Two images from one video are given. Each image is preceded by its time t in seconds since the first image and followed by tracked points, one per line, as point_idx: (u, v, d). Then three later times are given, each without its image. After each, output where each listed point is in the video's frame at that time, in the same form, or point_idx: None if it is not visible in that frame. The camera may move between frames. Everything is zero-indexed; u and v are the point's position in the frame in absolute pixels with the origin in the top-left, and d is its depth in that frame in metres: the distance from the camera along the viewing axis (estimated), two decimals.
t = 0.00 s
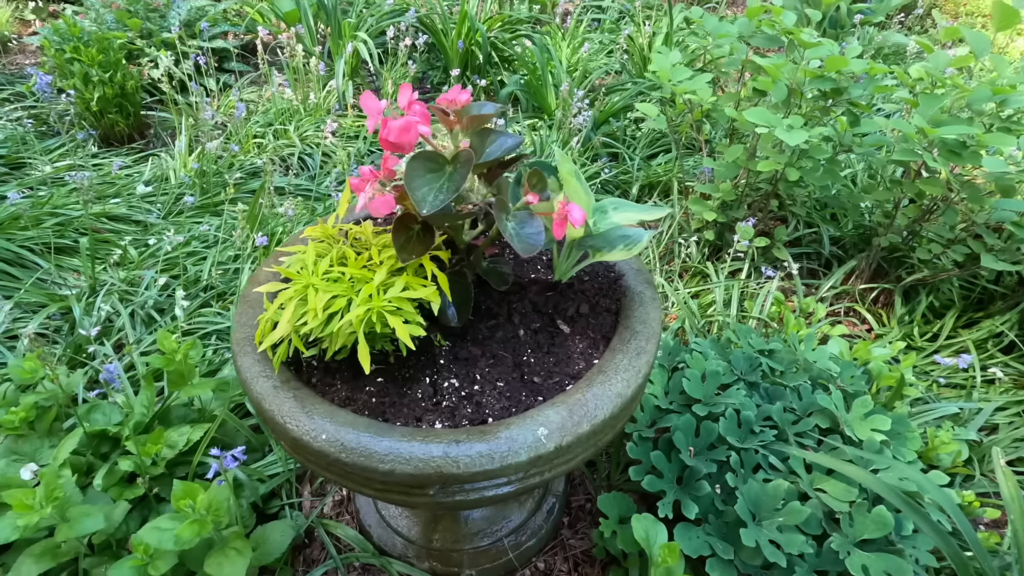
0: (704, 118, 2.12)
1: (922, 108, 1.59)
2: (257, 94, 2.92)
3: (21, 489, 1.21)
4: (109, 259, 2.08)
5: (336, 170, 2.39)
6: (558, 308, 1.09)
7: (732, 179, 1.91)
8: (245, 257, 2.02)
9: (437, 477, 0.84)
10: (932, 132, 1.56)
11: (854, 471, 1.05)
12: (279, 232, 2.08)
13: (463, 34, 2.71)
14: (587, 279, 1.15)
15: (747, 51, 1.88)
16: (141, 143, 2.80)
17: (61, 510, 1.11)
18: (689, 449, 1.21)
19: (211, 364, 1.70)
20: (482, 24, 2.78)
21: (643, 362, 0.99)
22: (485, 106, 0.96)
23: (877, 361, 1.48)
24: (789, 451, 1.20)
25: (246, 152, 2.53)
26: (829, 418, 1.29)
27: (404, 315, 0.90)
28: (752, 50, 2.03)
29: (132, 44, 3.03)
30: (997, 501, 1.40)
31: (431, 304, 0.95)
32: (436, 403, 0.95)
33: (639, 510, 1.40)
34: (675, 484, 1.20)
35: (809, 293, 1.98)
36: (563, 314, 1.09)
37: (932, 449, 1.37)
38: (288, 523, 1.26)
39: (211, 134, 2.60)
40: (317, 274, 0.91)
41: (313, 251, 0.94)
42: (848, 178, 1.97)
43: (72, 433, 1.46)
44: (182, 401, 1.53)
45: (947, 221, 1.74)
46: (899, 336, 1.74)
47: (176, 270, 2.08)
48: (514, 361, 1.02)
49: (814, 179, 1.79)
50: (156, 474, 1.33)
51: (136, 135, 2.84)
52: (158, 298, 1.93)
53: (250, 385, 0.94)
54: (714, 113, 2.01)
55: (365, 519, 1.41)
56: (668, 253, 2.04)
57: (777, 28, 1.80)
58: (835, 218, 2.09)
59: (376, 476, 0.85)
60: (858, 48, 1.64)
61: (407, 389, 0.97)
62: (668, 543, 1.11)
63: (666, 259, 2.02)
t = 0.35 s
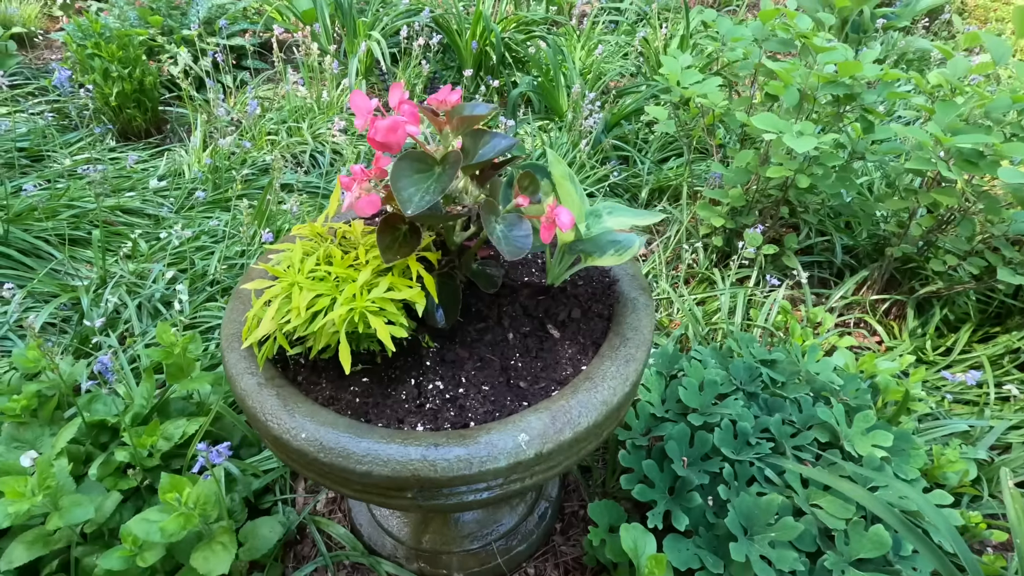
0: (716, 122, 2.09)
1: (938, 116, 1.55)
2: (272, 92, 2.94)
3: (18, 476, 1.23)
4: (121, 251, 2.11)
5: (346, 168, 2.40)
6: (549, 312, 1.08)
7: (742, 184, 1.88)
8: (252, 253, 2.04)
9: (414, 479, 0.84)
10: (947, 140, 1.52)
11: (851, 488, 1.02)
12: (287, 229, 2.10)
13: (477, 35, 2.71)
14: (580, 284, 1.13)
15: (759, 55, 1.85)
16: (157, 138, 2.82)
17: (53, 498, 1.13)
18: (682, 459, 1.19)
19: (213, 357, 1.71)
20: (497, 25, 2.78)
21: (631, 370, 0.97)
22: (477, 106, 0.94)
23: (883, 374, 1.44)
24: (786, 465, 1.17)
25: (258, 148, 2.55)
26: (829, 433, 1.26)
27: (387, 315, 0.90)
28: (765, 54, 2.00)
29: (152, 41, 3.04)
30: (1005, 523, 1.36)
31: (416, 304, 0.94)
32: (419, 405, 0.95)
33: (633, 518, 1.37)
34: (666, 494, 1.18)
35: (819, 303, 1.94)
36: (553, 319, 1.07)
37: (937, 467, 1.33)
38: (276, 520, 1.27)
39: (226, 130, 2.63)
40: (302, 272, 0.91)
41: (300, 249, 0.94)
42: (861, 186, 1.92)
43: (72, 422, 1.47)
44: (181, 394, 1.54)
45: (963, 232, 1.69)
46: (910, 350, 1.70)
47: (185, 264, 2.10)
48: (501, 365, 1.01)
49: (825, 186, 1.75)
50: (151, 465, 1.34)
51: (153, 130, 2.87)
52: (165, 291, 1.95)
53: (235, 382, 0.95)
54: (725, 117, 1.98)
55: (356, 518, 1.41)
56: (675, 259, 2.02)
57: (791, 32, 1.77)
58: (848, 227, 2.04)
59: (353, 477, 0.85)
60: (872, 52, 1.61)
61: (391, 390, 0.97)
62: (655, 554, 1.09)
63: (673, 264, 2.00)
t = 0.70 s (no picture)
0: (723, 126, 2.07)
1: (946, 122, 1.52)
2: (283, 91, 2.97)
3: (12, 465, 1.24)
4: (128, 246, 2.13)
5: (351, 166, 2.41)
6: (536, 315, 1.07)
7: (746, 189, 1.86)
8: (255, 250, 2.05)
9: (389, 480, 0.83)
10: (955, 147, 1.48)
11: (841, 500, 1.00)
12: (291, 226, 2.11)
13: (486, 36, 2.71)
14: (570, 286, 1.12)
15: (766, 59, 1.83)
16: (168, 135, 2.84)
17: (43, 488, 1.14)
18: (671, 466, 1.17)
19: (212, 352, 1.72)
20: (506, 26, 2.78)
21: (615, 375, 0.95)
22: (464, 107, 0.94)
23: (884, 385, 1.41)
24: (777, 475, 1.15)
25: (267, 146, 2.57)
26: (823, 444, 1.23)
27: (367, 314, 0.89)
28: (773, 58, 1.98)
29: (166, 39, 3.06)
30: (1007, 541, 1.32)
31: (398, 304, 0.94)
32: (400, 406, 0.94)
33: (623, 525, 1.36)
34: (654, 501, 1.16)
35: (823, 310, 1.90)
36: (540, 321, 1.06)
37: (937, 482, 1.29)
38: (263, 516, 1.27)
39: (236, 128, 2.65)
40: (284, 270, 0.91)
41: (284, 247, 0.94)
42: (868, 193, 1.89)
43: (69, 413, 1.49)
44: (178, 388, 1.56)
45: (972, 241, 1.65)
46: (914, 361, 1.66)
47: (190, 259, 2.12)
48: (485, 367, 1.00)
49: (830, 192, 1.73)
50: (143, 458, 1.35)
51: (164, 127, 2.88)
52: (169, 286, 1.97)
53: (218, 377, 0.95)
54: (730, 122, 1.96)
55: (346, 517, 1.41)
56: (677, 264, 2.00)
57: (797, 36, 1.75)
58: (855, 234, 2.01)
59: (329, 476, 0.84)
60: (879, 57, 1.58)
61: (373, 390, 0.96)
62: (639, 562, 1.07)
63: (675, 269, 1.98)
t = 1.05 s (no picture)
0: (731, 131, 2.03)
1: (958, 130, 1.46)
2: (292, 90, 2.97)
3: None
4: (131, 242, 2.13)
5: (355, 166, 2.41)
6: (522, 321, 1.04)
7: (750, 195, 1.82)
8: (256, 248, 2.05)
9: (360, 488, 0.81)
10: (966, 155, 1.44)
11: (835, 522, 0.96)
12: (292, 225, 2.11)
13: (494, 37, 2.70)
14: (558, 292, 1.09)
15: (774, 63, 1.79)
16: (177, 133, 2.83)
17: (25, 485, 1.15)
18: (661, 478, 1.14)
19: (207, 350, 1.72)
20: (515, 27, 2.76)
21: (598, 385, 0.92)
22: (448, 108, 0.92)
23: (887, 400, 1.35)
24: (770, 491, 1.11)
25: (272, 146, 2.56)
26: (820, 459, 1.19)
27: (344, 318, 0.88)
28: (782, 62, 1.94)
29: (179, 38, 3.05)
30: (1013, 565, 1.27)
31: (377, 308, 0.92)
32: (377, 411, 0.92)
33: (612, 537, 1.33)
34: (642, 514, 1.13)
35: (829, 320, 1.85)
36: (526, 328, 1.04)
37: (939, 502, 1.24)
38: (246, 519, 1.26)
39: (243, 127, 2.66)
40: (261, 271, 0.90)
41: (263, 248, 0.93)
42: (877, 201, 1.84)
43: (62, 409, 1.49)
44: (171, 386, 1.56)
45: (984, 253, 1.59)
46: (920, 374, 1.61)
47: (191, 257, 2.12)
48: (467, 373, 0.98)
49: (837, 200, 1.68)
50: (130, 456, 1.35)
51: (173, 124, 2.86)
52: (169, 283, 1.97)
53: (195, 378, 0.94)
54: (736, 126, 1.93)
55: (332, 521, 1.39)
56: (679, 270, 1.97)
57: (806, 40, 1.71)
58: (864, 243, 1.96)
59: (299, 482, 0.83)
60: (889, 62, 1.54)
61: (351, 395, 0.94)
62: None
63: (677, 276, 1.95)
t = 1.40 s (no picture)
0: (739, 136, 2.00)
1: (968, 137, 1.42)
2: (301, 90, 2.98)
3: None
4: (135, 240, 2.15)
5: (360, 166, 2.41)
6: (511, 326, 1.03)
7: (755, 201, 1.79)
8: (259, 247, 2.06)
9: (337, 493, 0.80)
10: (975, 163, 1.40)
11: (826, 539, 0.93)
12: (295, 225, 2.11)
13: (502, 39, 2.69)
14: (550, 296, 1.08)
15: (782, 67, 1.76)
16: (186, 131, 2.83)
17: (14, 480, 1.16)
18: (652, 489, 1.12)
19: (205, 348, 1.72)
20: (524, 29, 2.75)
21: (585, 393, 0.91)
22: (436, 109, 0.90)
23: (889, 413, 1.31)
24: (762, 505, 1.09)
25: (279, 145, 2.57)
26: (817, 472, 1.16)
27: (326, 320, 0.87)
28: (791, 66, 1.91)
29: (192, 38, 3.04)
30: None
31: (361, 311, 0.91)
32: (360, 415, 0.91)
33: (603, 545, 1.31)
34: (632, 525, 1.11)
35: (834, 330, 1.82)
36: (515, 333, 1.02)
37: (941, 519, 1.21)
38: (235, 519, 1.26)
39: (251, 126, 2.67)
40: (245, 271, 0.90)
41: (248, 248, 0.92)
42: (885, 209, 1.81)
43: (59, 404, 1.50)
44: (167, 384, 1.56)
45: (995, 264, 1.55)
46: (925, 387, 1.57)
47: (194, 255, 2.13)
48: (453, 378, 0.96)
49: (843, 208, 1.65)
50: (123, 453, 1.35)
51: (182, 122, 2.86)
52: (171, 281, 1.98)
53: (180, 378, 0.93)
54: (742, 131, 1.90)
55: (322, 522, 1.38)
56: (682, 276, 1.95)
57: (814, 44, 1.68)
58: (873, 251, 1.92)
59: (277, 485, 0.82)
60: (897, 67, 1.50)
61: (335, 398, 0.93)
62: None
63: (679, 281, 1.93)
